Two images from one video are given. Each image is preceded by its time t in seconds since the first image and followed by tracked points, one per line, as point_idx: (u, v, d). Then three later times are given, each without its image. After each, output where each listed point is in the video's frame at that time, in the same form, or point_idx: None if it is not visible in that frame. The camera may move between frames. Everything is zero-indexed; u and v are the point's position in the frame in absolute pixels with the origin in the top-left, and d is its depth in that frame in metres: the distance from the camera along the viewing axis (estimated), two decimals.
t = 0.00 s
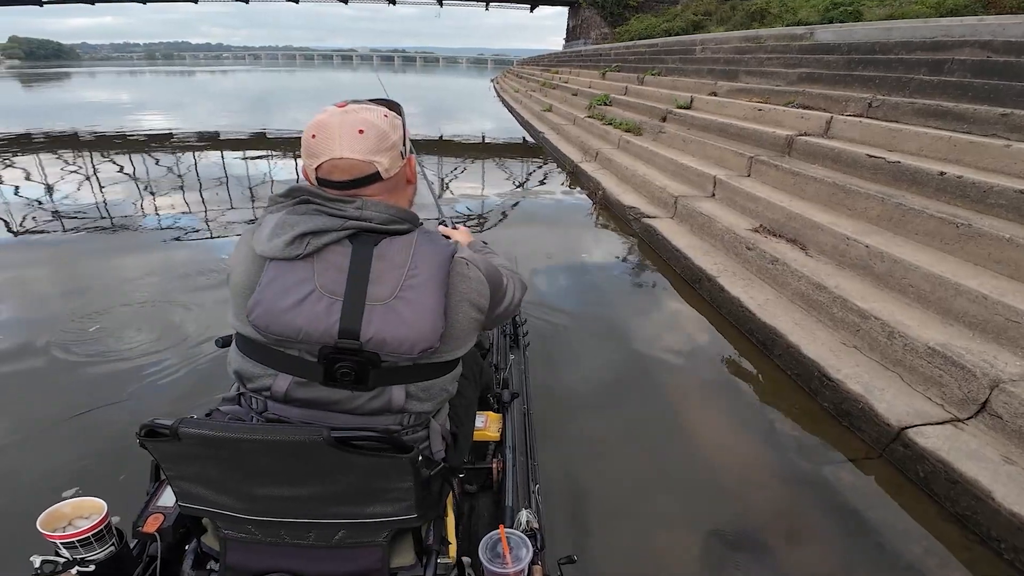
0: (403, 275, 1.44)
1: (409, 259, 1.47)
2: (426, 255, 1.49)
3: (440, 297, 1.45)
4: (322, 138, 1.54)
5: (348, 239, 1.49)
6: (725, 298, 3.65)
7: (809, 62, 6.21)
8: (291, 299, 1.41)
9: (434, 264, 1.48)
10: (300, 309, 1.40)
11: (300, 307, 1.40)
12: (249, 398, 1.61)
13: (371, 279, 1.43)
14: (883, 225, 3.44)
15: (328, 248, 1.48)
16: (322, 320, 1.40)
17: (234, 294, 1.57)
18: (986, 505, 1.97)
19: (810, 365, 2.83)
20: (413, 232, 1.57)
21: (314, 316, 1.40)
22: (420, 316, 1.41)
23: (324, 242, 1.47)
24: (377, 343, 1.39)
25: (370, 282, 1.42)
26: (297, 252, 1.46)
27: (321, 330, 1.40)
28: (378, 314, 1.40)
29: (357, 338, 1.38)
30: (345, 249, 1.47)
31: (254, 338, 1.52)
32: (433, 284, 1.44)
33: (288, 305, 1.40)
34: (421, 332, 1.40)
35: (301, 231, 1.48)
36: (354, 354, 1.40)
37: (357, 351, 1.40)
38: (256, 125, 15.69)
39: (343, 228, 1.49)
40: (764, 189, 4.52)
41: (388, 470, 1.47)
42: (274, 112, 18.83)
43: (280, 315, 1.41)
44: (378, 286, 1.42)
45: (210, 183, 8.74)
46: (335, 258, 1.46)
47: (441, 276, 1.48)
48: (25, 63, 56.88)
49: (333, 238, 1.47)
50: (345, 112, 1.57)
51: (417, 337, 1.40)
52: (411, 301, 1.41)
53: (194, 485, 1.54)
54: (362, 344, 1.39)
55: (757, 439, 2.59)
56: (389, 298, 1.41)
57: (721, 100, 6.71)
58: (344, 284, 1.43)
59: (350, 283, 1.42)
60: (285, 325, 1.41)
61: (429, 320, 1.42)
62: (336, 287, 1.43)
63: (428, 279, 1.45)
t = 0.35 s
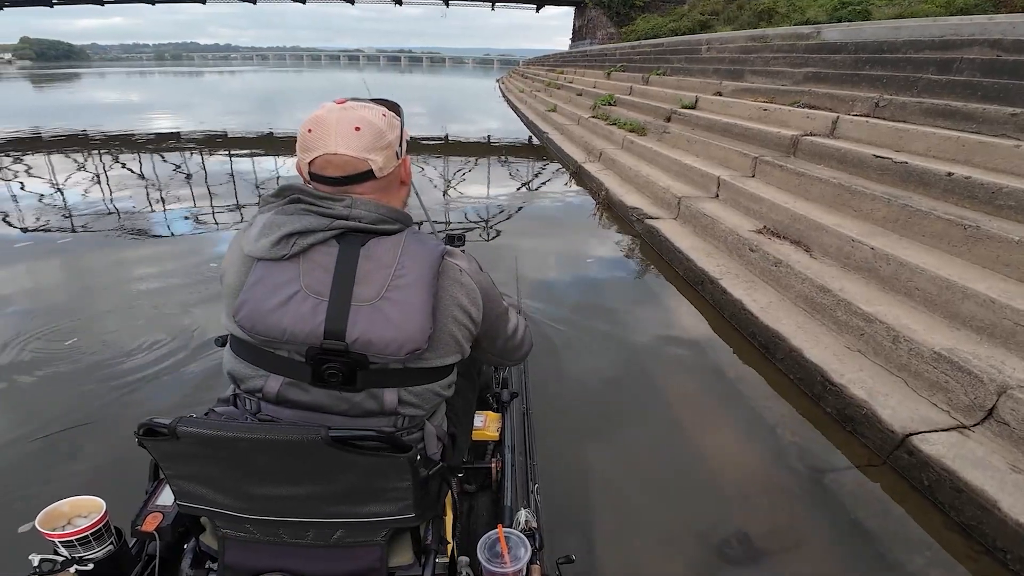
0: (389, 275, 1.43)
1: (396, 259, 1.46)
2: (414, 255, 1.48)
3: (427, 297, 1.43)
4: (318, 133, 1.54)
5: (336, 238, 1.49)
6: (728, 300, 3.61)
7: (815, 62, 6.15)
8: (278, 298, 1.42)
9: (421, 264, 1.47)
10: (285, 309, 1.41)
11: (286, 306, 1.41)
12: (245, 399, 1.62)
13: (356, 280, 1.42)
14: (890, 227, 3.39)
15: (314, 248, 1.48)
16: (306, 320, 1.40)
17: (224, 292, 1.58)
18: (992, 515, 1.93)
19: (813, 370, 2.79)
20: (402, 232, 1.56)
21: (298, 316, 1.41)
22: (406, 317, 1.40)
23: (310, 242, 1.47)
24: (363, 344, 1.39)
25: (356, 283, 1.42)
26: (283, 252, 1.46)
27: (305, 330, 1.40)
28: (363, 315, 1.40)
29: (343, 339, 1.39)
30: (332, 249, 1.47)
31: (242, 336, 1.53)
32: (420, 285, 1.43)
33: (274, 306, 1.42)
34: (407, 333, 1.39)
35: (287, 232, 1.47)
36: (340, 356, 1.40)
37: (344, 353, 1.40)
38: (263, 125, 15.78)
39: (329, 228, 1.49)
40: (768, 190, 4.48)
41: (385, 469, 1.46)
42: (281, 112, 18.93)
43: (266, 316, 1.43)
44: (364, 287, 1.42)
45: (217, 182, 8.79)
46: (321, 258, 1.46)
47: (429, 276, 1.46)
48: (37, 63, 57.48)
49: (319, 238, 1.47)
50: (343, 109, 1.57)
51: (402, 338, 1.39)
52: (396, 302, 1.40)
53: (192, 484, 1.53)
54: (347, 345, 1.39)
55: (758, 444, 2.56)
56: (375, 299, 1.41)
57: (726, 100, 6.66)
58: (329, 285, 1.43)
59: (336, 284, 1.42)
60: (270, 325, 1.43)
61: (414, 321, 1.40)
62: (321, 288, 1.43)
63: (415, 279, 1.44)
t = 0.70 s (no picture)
0: (386, 275, 1.42)
1: (393, 258, 1.44)
2: (412, 255, 1.46)
3: (423, 296, 1.41)
4: (322, 130, 1.53)
5: (333, 238, 1.48)
6: (730, 302, 3.57)
7: (822, 61, 6.09)
8: (273, 297, 1.41)
9: (418, 263, 1.45)
10: (281, 308, 1.40)
11: (282, 305, 1.40)
12: (242, 397, 1.62)
13: (353, 280, 1.41)
14: (896, 228, 3.34)
15: (311, 247, 1.47)
16: (301, 319, 1.39)
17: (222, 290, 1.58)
18: (996, 524, 1.89)
19: (815, 374, 2.75)
20: (400, 232, 1.54)
21: (293, 315, 1.39)
22: (401, 317, 1.38)
23: (307, 241, 1.46)
24: (358, 344, 1.38)
25: (352, 282, 1.41)
26: (280, 250, 1.45)
27: (300, 330, 1.39)
28: (359, 315, 1.38)
29: (338, 339, 1.37)
30: (328, 248, 1.46)
31: (238, 334, 1.52)
32: (415, 285, 1.41)
33: (270, 305, 1.41)
34: (402, 334, 1.37)
35: (285, 230, 1.46)
36: (336, 355, 1.39)
37: (339, 352, 1.39)
38: (270, 125, 15.88)
39: (327, 227, 1.48)
40: (773, 190, 4.43)
41: (381, 468, 1.44)
42: (288, 112, 19.04)
43: (262, 314, 1.42)
44: (360, 287, 1.41)
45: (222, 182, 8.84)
46: (318, 257, 1.45)
47: (426, 275, 1.44)
48: (49, 65, 58.22)
49: (317, 237, 1.46)
50: (348, 107, 1.56)
51: (397, 338, 1.37)
52: (392, 302, 1.39)
53: (188, 482, 1.52)
54: (342, 345, 1.38)
55: (759, 449, 2.52)
56: (370, 298, 1.40)
57: (731, 100, 6.62)
58: (325, 284, 1.41)
59: (332, 282, 1.41)
60: (266, 324, 1.42)
61: (410, 321, 1.38)
62: (317, 287, 1.42)
63: (412, 278, 1.42)
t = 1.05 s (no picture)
0: (388, 278, 1.40)
1: (396, 261, 1.43)
2: (415, 259, 1.44)
3: (425, 300, 1.40)
4: (334, 135, 1.51)
5: (337, 240, 1.48)
6: (733, 305, 3.54)
7: (829, 60, 6.03)
8: (277, 298, 1.42)
9: (421, 266, 1.43)
10: (283, 309, 1.40)
11: (285, 306, 1.41)
12: (245, 397, 1.62)
13: (355, 282, 1.40)
14: (903, 229, 3.30)
15: (315, 249, 1.47)
16: (303, 320, 1.39)
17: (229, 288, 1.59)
18: (1004, 534, 1.85)
19: (819, 379, 2.72)
20: (405, 235, 1.53)
21: (295, 317, 1.40)
22: (402, 321, 1.36)
23: (311, 243, 1.45)
24: (359, 346, 1.37)
25: (354, 285, 1.40)
26: (284, 252, 1.46)
27: (301, 331, 1.39)
28: (360, 318, 1.37)
29: (338, 341, 1.37)
30: (332, 249, 1.46)
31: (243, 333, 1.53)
32: (418, 289, 1.40)
33: (273, 305, 1.41)
34: (402, 337, 1.36)
35: (290, 231, 1.47)
36: (337, 356, 1.38)
37: (339, 354, 1.38)
38: (277, 125, 15.97)
39: (332, 229, 1.47)
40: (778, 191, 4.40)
41: (383, 469, 1.43)
42: (295, 113, 19.14)
43: (265, 314, 1.42)
44: (362, 290, 1.40)
45: (229, 182, 8.89)
46: (322, 259, 1.45)
47: (429, 280, 1.42)
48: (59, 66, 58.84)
49: (320, 239, 1.46)
50: (362, 111, 1.53)
51: (397, 342, 1.35)
52: (393, 305, 1.37)
53: (191, 483, 1.51)
54: (343, 347, 1.37)
55: (762, 454, 2.49)
56: (372, 302, 1.38)
57: (736, 100, 6.58)
58: (328, 286, 1.41)
59: (334, 284, 1.40)
60: (268, 324, 1.42)
61: (411, 325, 1.37)
62: (319, 288, 1.41)
63: (414, 282, 1.40)
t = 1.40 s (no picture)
0: (393, 281, 1.39)
1: (401, 265, 1.42)
2: (421, 263, 1.43)
3: (428, 306, 1.38)
4: (352, 134, 1.50)
5: (345, 241, 1.47)
6: (738, 308, 3.51)
7: (836, 60, 5.99)
8: (281, 296, 1.41)
9: (426, 271, 1.42)
10: (287, 307, 1.40)
11: (289, 305, 1.40)
12: (249, 395, 1.63)
13: (358, 283, 1.39)
14: (911, 231, 3.26)
15: (321, 249, 1.46)
16: (305, 320, 1.38)
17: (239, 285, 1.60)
18: (1013, 545, 1.82)
19: (824, 384, 2.69)
20: (412, 239, 1.51)
21: (299, 316, 1.39)
22: (403, 325, 1.35)
23: (318, 243, 1.45)
24: (359, 348, 1.36)
25: (357, 286, 1.39)
26: (292, 251, 1.46)
27: (304, 330, 1.38)
28: (361, 320, 1.36)
29: (339, 342, 1.36)
30: (339, 250, 1.45)
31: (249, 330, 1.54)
32: (422, 294, 1.38)
33: (278, 303, 1.41)
34: (402, 342, 1.34)
35: (299, 230, 1.46)
36: (338, 357, 1.38)
37: (339, 355, 1.37)
38: (283, 125, 16.05)
39: (340, 230, 1.46)
40: (784, 193, 4.36)
41: (386, 469, 1.42)
42: (301, 113, 19.23)
43: (269, 312, 1.42)
44: (365, 292, 1.38)
45: (235, 182, 8.93)
46: (327, 259, 1.44)
47: (434, 286, 1.41)
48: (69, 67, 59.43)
49: (328, 240, 1.45)
50: (382, 113, 1.53)
51: (397, 346, 1.34)
52: (396, 309, 1.36)
53: (195, 484, 1.50)
54: (343, 348, 1.36)
55: (767, 461, 2.46)
56: (375, 304, 1.37)
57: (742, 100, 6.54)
58: (331, 286, 1.40)
59: (338, 285, 1.39)
60: (272, 322, 1.42)
61: (412, 330, 1.35)
62: (324, 288, 1.41)
63: (419, 288, 1.39)
